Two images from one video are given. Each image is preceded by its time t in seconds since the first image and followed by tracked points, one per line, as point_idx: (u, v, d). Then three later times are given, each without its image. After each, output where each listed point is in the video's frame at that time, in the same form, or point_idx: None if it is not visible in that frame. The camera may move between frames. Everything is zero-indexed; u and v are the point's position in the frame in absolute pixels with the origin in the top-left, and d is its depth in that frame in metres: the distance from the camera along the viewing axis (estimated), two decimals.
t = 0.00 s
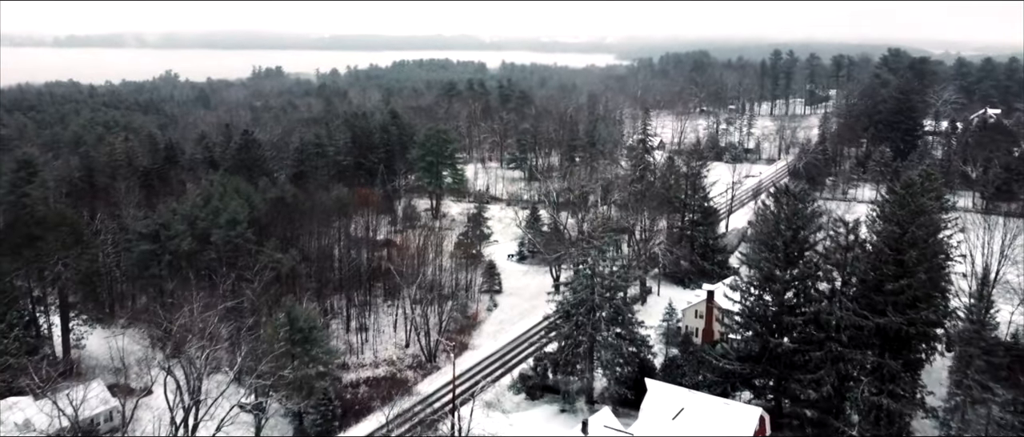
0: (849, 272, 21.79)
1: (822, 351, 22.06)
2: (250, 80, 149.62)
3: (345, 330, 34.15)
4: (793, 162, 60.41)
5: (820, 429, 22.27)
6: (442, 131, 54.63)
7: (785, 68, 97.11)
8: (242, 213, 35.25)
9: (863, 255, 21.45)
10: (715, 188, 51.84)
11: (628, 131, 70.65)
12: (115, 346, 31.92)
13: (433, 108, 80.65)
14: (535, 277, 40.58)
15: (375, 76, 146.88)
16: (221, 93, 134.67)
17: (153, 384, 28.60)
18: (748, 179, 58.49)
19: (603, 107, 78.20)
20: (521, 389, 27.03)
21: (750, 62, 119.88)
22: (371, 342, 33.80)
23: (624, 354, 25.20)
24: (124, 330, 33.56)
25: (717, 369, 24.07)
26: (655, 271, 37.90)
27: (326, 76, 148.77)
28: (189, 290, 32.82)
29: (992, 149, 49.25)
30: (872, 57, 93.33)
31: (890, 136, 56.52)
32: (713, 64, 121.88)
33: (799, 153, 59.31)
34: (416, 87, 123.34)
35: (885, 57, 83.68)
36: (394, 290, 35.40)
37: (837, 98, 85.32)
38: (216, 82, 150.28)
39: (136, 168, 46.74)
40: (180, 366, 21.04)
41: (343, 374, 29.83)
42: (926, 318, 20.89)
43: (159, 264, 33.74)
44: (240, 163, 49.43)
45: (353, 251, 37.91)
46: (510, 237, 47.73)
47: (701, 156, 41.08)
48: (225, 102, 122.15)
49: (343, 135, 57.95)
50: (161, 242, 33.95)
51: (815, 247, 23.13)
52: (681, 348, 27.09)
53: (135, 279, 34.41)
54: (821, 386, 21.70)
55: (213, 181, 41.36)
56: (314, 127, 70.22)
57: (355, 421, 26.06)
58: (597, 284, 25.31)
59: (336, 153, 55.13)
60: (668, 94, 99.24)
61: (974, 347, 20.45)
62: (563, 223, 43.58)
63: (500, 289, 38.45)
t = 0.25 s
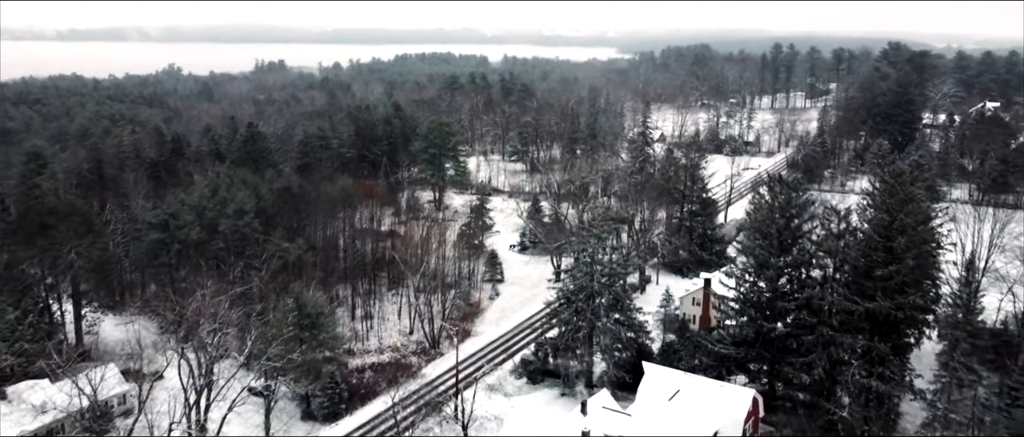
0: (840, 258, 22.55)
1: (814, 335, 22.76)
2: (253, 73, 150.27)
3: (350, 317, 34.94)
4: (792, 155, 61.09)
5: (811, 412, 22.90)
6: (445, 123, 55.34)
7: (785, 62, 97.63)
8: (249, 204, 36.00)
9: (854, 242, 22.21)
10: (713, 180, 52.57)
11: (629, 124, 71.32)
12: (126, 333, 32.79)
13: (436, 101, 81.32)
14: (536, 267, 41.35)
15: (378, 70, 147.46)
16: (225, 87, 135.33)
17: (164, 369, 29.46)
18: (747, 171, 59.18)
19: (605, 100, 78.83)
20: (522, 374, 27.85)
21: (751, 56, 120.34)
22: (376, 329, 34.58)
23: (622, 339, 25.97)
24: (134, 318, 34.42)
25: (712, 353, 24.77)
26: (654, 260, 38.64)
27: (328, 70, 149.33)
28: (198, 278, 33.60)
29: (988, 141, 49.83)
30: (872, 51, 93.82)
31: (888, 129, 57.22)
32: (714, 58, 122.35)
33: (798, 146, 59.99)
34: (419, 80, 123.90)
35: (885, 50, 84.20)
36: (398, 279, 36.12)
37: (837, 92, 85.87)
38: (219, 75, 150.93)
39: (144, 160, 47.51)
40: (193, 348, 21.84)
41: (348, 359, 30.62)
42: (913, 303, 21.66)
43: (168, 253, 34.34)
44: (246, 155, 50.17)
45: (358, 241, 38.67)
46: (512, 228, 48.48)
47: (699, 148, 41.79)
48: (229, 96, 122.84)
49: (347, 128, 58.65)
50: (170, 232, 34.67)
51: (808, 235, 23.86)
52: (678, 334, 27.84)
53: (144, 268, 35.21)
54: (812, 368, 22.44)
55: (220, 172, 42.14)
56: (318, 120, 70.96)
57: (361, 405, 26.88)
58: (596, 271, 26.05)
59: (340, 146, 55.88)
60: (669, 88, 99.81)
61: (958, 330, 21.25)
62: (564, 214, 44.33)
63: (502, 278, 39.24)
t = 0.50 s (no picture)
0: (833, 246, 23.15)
1: (808, 321, 23.41)
2: (256, 67, 150.81)
3: (355, 306, 35.60)
4: (792, 148, 61.59)
5: (805, 396, 23.54)
6: (448, 117, 55.95)
7: (787, 56, 98.01)
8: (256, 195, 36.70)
9: (847, 231, 22.81)
10: (713, 172, 53.05)
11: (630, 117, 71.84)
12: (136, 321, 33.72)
13: (439, 95, 81.87)
14: (538, 257, 42.03)
15: (380, 64, 147.90)
16: (228, 81, 135.90)
17: (174, 356, 30.27)
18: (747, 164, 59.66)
19: (606, 94, 79.33)
20: (524, 360, 28.51)
21: (753, 50, 120.69)
22: (380, 318, 35.24)
23: (621, 327, 26.77)
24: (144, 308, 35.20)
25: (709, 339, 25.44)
26: (653, 251, 39.31)
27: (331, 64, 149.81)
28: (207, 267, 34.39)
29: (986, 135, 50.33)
30: (873, 45, 94.21)
31: (887, 123, 57.71)
32: (716, 52, 122.67)
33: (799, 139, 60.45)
34: (421, 74, 124.30)
35: (886, 44, 84.57)
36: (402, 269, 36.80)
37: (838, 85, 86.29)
38: (223, 69, 151.55)
39: (151, 152, 48.14)
40: (204, 333, 22.53)
41: (354, 347, 31.29)
42: (904, 289, 22.30)
43: (177, 243, 35.36)
44: (251, 148, 50.81)
45: (362, 231, 39.35)
46: (514, 220, 49.10)
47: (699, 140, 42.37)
48: (232, 90, 123.37)
49: (350, 122, 59.27)
50: (179, 223, 35.30)
51: (803, 224, 24.44)
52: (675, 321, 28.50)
53: (153, 258, 36.06)
54: (806, 354, 23.10)
55: (227, 164, 42.78)
56: (322, 113, 71.57)
57: (367, 390, 27.55)
58: (596, 259, 26.72)
59: (344, 139, 56.45)
60: (671, 82, 100.24)
61: (947, 315, 21.88)
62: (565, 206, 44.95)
63: (504, 269, 39.87)
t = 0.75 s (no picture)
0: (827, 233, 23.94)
1: (802, 306, 24.13)
2: (260, 61, 151.38)
3: (361, 294, 36.31)
4: (793, 140, 62.13)
5: (799, 379, 24.16)
6: (452, 109, 56.60)
7: (789, 49, 98.41)
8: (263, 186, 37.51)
9: (840, 218, 23.62)
10: (714, 164, 53.63)
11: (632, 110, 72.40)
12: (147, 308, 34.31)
13: (442, 88, 82.46)
14: (540, 247, 42.70)
15: (384, 58, 148.39)
16: (233, 74, 136.64)
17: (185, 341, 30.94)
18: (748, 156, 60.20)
19: (608, 87, 79.85)
20: (527, 346, 29.10)
21: (755, 43, 121.04)
22: (386, 305, 35.95)
23: (621, 313, 27.32)
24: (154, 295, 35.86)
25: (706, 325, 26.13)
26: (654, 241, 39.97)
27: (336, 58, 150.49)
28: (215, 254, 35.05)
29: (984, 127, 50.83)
30: (875, 39, 94.60)
31: (887, 115, 58.25)
32: (718, 46, 123.01)
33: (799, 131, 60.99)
34: (425, 67, 124.79)
35: (888, 38, 85.01)
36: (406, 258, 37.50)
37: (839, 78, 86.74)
38: (227, 63, 152.16)
39: (159, 144, 48.84)
40: (215, 317, 23.24)
41: (360, 333, 32.01)
42: (895, 275, 23.10)
43: (187, 232, 35.97)
44: (258, 140, 51.55)
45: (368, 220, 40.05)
46: (516, 211, 49.77)
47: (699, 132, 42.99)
48: (236, 83, 123.94)
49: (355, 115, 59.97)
50: (189, 212, 35.99)
51: (798, 212, 25.20)
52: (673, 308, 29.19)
53: (163, 247, 36.71)
54: (800, 337, 23.78)
55: (234, 155, 43.48)
56: (327, 106, 72.23)
57: (374, 374, 28.28)
58: (596, 247, 27.43)
59: (349, 131, 57.10)
60: (673, 75, 100.68)
61: (937, 300, 22.68)
62: (568, 197, 45.62)
63: (507, 258, 40.54)
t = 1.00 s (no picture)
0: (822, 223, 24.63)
1: (797, 293, 24.77)
2: (264, 55, 151.93)
3: (366, 284, 36.97)
4: (793, 134, 62.64)
5: (794, 365, 24.72)
6: (455, 102, 57.21)
7: (791, 43, 98.77)
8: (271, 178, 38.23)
9: (835, 208, 24.31)
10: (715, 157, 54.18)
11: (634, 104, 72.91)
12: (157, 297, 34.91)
13: (445, 82, 83.03)
14: (542, 239, 43.34)
15: (387, 52, 148.87)
16: (236, 69, 137.09)
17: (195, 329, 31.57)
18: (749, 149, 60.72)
19: (611, 81, 80.35)
20: (529, 333, 29.70)
21: (757, 37, 121.36)
22: (391, 294, 36.62)
23: (621, 301, 27.97)
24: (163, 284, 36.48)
25: (704, 312, 26.84)
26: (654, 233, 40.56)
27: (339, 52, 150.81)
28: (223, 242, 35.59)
29: (983, 121, 51.29)
30: (876, 33, 94.97)
31: (887, 109, 58.77)
32: (721, 40, 123.32)
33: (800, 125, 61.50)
34: (428, 61, 125.29)
35: (889, 32, 85.39)
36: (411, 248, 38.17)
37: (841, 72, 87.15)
38: (230, 57, 152.72)
39: (166, 136, 49.49)
40: (227, 301, 23.96)
41: (366, 321, 32.69)
42: (887, 262, 23.79)
43: (195, 223, 36.58)
44: (264, 133, 52.17)
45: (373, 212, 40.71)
46: (519, 204, 50.39)
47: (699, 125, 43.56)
48: (240, 77, 124.51)
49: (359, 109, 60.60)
50: (197, 203, 36.64)
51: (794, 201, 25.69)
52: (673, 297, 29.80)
53: (172, 237, 37.34)
54: (795, 323, 24.41)
55: (241, 147, 44.13)
56: (331, 100, 72.84)
57: (379, 360, 28.95)
58: (597, 236, 28.08)
59: (353, 124, 57.72)
60: (675, 69, 101.13)
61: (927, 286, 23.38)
62: (569, 189, 46.23)
63: (510, 249, 41.19)
